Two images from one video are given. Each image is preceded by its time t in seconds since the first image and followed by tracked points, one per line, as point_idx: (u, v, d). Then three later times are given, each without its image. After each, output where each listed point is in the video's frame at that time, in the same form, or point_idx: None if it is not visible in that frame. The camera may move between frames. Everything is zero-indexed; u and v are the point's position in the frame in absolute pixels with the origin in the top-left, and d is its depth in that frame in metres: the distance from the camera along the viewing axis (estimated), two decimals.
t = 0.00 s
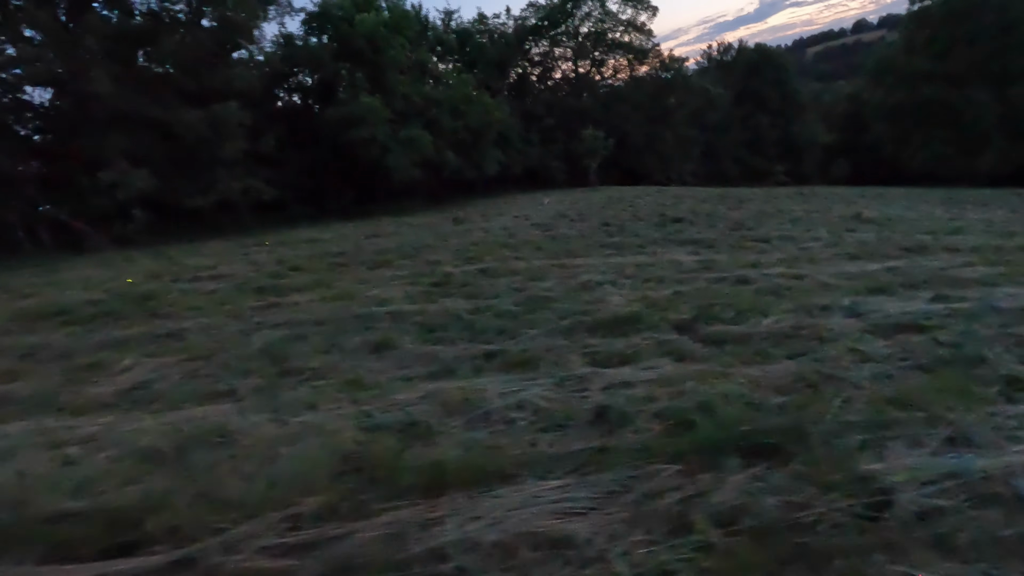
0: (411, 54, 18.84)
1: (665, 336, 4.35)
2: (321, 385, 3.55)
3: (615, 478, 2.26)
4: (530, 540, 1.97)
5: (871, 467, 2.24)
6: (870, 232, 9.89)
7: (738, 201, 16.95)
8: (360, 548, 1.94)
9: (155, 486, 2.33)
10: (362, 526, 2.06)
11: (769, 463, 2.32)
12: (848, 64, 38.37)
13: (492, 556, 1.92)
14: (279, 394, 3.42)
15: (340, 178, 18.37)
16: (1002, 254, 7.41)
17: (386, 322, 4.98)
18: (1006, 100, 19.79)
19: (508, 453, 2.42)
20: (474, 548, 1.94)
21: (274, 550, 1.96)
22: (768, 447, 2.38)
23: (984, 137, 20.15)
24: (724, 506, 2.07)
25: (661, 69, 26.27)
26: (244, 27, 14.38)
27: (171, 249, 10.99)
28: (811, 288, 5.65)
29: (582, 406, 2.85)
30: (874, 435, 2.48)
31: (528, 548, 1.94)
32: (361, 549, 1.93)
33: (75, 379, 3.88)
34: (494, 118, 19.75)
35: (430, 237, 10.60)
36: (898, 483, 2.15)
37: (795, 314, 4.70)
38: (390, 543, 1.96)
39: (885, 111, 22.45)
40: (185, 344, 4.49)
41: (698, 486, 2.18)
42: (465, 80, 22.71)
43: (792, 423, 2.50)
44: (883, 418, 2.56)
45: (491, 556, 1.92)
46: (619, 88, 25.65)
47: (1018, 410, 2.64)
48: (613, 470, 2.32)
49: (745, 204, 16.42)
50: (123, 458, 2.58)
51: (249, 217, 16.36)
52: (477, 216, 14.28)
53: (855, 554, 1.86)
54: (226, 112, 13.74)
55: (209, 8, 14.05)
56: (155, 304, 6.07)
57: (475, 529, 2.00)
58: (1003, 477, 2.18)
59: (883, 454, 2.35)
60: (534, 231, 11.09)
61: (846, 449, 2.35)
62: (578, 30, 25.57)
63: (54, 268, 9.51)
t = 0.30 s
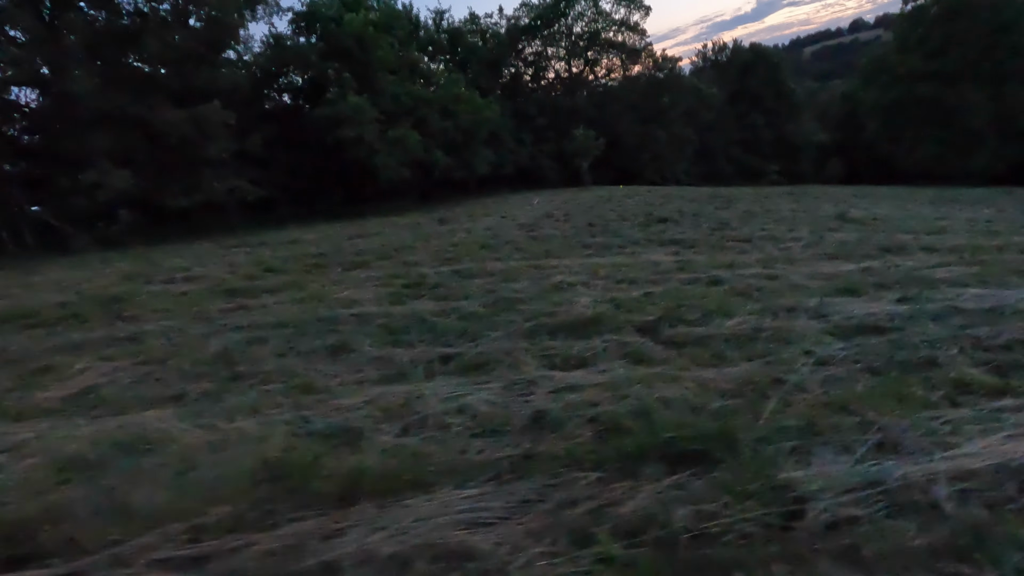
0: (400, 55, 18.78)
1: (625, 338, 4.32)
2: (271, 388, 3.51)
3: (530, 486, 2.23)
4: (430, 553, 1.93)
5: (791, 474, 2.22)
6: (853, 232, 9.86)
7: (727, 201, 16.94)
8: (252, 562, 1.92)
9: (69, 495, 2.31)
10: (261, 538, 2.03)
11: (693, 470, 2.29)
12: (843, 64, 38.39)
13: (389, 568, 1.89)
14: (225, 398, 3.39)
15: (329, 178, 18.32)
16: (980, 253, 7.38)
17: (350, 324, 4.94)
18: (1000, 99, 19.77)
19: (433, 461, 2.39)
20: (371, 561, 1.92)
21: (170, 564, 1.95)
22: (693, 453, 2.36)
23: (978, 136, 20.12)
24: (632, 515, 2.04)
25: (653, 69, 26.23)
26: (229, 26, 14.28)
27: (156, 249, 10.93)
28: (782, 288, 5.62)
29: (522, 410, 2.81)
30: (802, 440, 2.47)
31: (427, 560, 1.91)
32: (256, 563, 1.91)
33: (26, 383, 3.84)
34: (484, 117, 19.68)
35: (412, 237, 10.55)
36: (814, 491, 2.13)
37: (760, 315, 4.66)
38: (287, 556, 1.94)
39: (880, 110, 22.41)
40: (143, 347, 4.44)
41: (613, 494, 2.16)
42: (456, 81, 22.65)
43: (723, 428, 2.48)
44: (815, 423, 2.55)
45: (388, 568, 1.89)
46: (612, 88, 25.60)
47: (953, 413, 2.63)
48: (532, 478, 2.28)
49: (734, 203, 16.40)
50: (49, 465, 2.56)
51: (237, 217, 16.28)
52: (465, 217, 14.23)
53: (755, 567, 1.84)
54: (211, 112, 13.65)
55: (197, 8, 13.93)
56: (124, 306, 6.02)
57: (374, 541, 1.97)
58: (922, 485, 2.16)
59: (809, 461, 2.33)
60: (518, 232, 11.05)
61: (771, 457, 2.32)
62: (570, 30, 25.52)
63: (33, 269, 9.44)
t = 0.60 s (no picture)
0: (391, 57, 18.76)
1: (585, 342, 4.30)
2: (219, 393, 3.47)
3: (442, 496, 2.20)
4: (322, 565, 1.91)
5: (706, 484, 2.20)
6: (837, 235, 9.84)
7: (717, 203, 16.93)
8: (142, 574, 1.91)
9: None
10: (154, 550, 2.02)
11: (611, 479, 2.27)
12: (839, 66, 38.44)
13: None
14: (169, 403, 3.36)
15: (318, 180, 18.29)
16: (959, 256, 7.35)
17: (313, 328, 4.91)
18: (993, 101, 19.78)
19: (354, 468, 2.37)
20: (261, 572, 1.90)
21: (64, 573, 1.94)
22: (614, 461, 2.34)
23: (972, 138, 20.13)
24: (533, 526, 2.02)
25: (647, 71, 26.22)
26: (217, 28, 14.24)
27: (139, 252, 10.87)
28: (753, 292, 5.59)
29: (458, 417, 2.78)
30: (727, 448, 2.45)
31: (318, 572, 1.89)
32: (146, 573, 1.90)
33: None
34: (475, 119, 19.66)
35: (396, 240, 10.51)
36: (723, 500, 2.11)
37: (724, 319, 4.64)
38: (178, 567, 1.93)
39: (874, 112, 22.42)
40: (100, 351, 4.41)
41: (521, 503, 2.14)
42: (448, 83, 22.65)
43: (649, 436, 2.46)
44: (743, 431, 2.54)
45: None
46: (605, 90, 25.60)
47: (884, 420, 2.61)
48: (446, 487, 2.26)
49: (724, 206, 16.39)
50: None
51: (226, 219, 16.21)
52: (453, 219, 14.20)
53: None
54: (198, 114, 13.59)
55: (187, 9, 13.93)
56: (92, 309, 5.99)
57: (269, 552, 1.95)
58: (835, 494, 2.14)
59: (730, 470, 2.32)
60: (502, 234, 11.03)
61: (689, 466, 2.30)
62: (564, 32, 25.54)
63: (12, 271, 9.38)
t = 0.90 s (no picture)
0: (381, 57, 18.70)
1: (544, 346, 4.25)
2: (163, 399, 3.43)
3: (344, 507, 2.16)
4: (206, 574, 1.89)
5: (614, 495, 2.15)
6: (821, 235, 9.77)
7: (709, 204, 16.88)
8: None
9: None
10: (44, 560, 2.00)
11: (522, 490, 2.23)
12: (836, 66, 38.37)
13: None
14: (109, 409, 3.32)
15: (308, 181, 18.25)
16: (939, 258, 7.29)
17: (275, 331, 4.86)
18: (989, 101, 19.72)
19: (267, 479, 2.35)
20: None
21: None
22: (529, 471, 2.30)
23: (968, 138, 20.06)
24: (427, 538, 1.98)
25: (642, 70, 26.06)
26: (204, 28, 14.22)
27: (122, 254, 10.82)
28: (723, 294, 5.54)
29: (390, 425, 2.74)
30: (649, 458, 2.41)
31: None
32: None
33: None
34: (466, 120, 19.61)
35: (379, 241, 10.43)
36: (627, 513, 2.07)
37: (687, 322, 4.58)
38: None
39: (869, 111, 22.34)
40: (54, 356, 4.36)
41: (421, 514, 2.10)
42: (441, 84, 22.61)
43: (570, 445, 2.42)
44: (668, 440, 2.49)
45: None
46: (600, 90, 25.54)
47: (816, 428, 2.56)
48: (352, 497, 2.23)
49: (715, 206, 16.34)
50: None
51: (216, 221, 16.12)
52: (441, 220, 14.14)
53: None
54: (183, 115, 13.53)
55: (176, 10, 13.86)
56: (59, 312, 5.95)
57: (157, 563, 1.93)
58: (744, 505, 2.09)
59: (646, 480, 2.27)
60: (486, 235, 10.99)
61: (603, 476, 2.26)
62: (559, 32, 25.49)
63: None
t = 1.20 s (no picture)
0: (370, 56, 18.61)
1: (503, 349, 4.20)
2: (104, 402, 3.39)
3: (246, 520, 2.14)
4: None
5: (519, 508, 2.12)
6: (802, 236, 9.73)
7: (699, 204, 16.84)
8: None
9: None
10: None
11: (433, 502, 2.20)
12: (832, 66, 38.37)
13: None
14: (48, 413, 3.28)
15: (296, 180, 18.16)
16: (915, 259, 7.26)
17: (235, 333, 4.80)
18: (979, 103, 19.72)
19: (181, 488, 2.33)
20: None
21: None
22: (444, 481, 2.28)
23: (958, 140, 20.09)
24: (320, 554, 1.95)
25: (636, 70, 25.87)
26: (189, 25, 14.04)
27: (103, 253, 10.74)
28: (694, 296, 5.48)
29: (321, 430, 2.70)
30: (568, 468, 2.37)
31: None
32: None
33: None
34: (456, 119, 19.53)
35: (360, 241, 10.34)
36: (528, 527, 2.04)
37: (650, 325, 4.53)
38: None
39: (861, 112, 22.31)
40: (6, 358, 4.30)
41: (320, 528, 2.07)
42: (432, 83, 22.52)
43: (489, 455, 2.39)
44: (591, 449, 2.45)
45: None
46: (594, 90, 25.44)
47: (747, 437, 2.52)
48: (257, 510, 2.20)
49: (704, 206, 16.31)
50: None
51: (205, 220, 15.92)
52: (428, 220, 14.06)
53: None
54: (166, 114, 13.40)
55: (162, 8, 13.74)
56: (23, 312, 5.88)
57: None
58: (651, 519, 2.05)
59: (560, 492, 2.24)
60: (469, 235, 10.92)
61: (515, 488, 2.23)
62: (552, 31, 25.49)
63: None
